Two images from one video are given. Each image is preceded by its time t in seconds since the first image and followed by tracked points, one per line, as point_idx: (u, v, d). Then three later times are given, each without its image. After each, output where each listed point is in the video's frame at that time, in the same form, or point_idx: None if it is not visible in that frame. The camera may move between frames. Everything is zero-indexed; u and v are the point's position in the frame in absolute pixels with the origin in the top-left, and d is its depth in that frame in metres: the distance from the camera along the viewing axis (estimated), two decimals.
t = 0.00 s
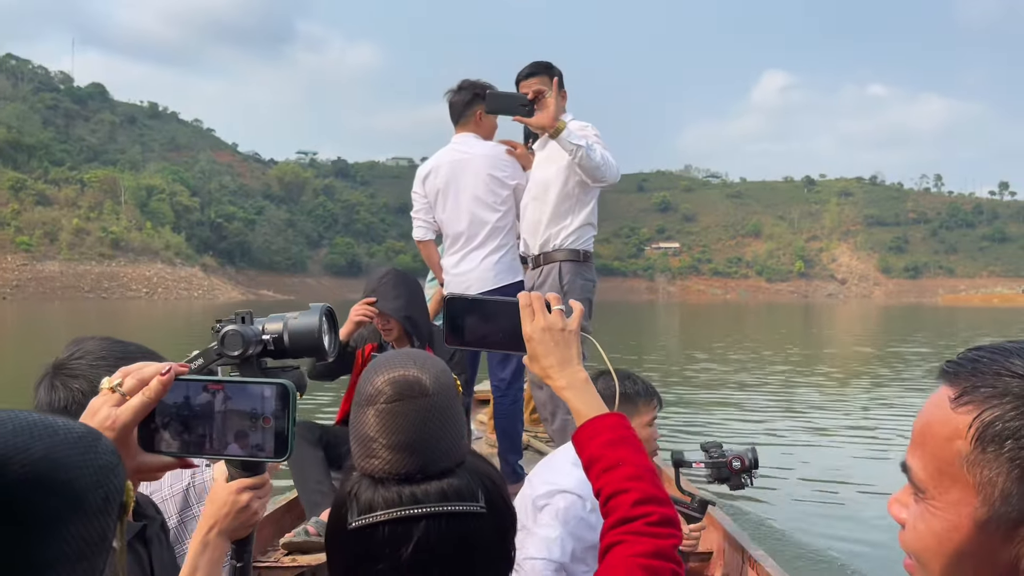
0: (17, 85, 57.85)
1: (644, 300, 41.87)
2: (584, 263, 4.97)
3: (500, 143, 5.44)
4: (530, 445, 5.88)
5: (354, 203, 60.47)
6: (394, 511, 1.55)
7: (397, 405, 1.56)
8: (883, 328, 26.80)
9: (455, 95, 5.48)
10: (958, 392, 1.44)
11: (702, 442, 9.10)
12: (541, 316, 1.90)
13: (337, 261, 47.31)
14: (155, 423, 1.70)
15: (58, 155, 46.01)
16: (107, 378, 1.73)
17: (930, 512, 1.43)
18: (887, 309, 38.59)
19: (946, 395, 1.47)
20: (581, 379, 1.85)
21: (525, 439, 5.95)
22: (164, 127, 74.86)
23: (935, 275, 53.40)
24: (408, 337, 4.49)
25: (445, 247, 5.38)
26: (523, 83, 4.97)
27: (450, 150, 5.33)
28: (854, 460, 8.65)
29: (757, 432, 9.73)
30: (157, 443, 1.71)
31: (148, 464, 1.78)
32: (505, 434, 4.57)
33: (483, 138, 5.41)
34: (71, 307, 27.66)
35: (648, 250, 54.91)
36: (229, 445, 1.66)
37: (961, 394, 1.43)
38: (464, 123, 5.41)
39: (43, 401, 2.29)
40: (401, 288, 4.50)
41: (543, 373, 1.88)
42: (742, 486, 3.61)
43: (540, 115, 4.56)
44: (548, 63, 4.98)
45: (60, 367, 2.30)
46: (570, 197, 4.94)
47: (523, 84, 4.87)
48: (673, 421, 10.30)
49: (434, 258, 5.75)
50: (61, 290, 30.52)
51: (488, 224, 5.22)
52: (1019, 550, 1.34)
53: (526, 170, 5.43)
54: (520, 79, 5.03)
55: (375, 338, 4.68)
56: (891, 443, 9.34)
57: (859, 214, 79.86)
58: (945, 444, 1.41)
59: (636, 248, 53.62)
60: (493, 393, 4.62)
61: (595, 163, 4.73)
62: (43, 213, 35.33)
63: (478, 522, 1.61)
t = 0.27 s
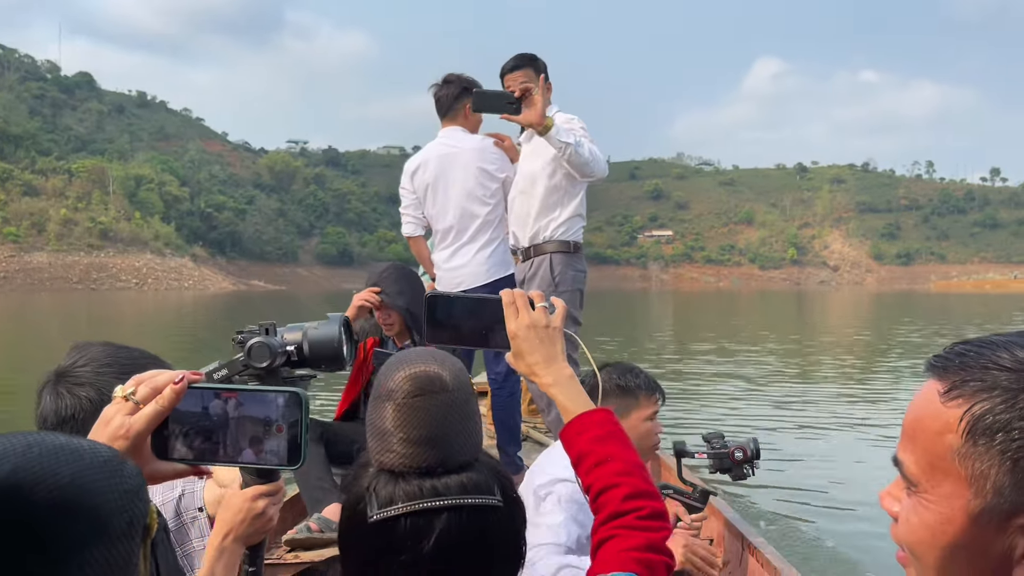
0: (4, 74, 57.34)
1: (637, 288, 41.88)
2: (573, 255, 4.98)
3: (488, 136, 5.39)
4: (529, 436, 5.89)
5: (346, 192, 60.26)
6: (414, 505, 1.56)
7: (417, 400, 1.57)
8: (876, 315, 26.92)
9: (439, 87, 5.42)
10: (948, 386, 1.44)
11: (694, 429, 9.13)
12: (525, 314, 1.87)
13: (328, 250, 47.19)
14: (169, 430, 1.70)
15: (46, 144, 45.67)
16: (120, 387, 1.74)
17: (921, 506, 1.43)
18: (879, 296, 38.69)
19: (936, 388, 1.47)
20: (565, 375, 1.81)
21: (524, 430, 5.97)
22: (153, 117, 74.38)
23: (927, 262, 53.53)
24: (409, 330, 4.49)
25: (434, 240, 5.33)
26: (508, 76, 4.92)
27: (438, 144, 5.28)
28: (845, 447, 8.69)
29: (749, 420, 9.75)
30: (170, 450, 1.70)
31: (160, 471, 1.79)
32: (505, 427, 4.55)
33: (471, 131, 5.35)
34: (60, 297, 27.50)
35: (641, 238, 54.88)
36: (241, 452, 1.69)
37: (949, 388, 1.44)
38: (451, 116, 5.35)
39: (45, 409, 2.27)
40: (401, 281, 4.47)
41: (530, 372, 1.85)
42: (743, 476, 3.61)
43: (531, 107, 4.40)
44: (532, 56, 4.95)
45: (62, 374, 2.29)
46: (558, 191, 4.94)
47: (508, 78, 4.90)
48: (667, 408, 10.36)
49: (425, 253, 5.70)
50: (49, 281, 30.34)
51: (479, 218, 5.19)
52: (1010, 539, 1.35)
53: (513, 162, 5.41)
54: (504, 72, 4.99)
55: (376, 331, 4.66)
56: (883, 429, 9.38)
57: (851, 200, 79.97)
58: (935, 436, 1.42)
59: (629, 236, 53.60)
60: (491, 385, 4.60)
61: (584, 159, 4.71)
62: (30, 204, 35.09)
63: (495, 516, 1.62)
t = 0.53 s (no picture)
0: None
1: (630, 278, 41.97)
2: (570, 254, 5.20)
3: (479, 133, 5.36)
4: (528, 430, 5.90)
5: (338, 183, 60.17)
6: (456, 506, 1.54)
7: (471, 400, 1.57)
8: (868, 304, 27.10)
9: (429, 83, 5.37)
10: (944, 391, 1.45)
11: (688, 420, 9.16)
12: (514, 321, 1.89)
13: (321, 242, 47.12)
14: (184, 443, 1.71)
15: (34, 136, 45.44)
16: (135, 401, 1.75)
17: (919, 509, 1.44)
18: (871, 285, 38.80)
19: (930, 393, 1.48)
20: (554, 384, 1.86)
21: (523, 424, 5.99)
22: (143, 108, 74.09)
23: (920, 250, 53.74)
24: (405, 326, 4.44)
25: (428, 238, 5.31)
26: (497, 76, 4.92)
27: (429, 140, 5.24)
28: (838, 436, 8.72)
29: (742, 410, 9.78)
30: (185, 462, 1.72)
31: (176, 483, 1.75)
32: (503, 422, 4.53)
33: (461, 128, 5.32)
34: (50, 290, 27.42)
35: (634, 228, 54.92)
36: (255, 464, 1.70)
37: (947, 393, 1.44)
38: (441, 112, 5.31)
39: (54, 415, 2.24)
40: (400, 277, 4.44)
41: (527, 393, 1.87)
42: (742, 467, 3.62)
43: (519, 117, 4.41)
44: (523, 53, 4.94)
45: (70, 382, 2.28)
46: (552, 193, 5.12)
47: (497, 79, 4.93)
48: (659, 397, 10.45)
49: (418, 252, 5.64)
50: (39, 274, 30.25)
51: (472, 215, 5.16)
52: (1008, 543, 1.36)
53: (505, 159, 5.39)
54: (493, 70, 4.97)
55: (377, 329, 4.65)
56: (876, 419, 9.41)
57: (844, 189, 80.14)
58: (934, 443, 1.42)
59: (622, 227, 53.64)
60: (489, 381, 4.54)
61: (576, 162, 4.76)
62: (19, 196, 34.92)
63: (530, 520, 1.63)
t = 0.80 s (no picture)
0: None
1: (625, 270, 42.02)
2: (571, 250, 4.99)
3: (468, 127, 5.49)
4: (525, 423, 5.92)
5: (331, 175, 60.05)
6: (484, 502, 1.53)
7: (515, 396, 1.57)
8: (861, 296, 27.18)
9: (419, 82, 5.53)
10: (946, 392, 1.42)
11: (682, 412, 9.15)
12: (498, 319, 2.02)
13: (314, 235, 47.05)
14: (184, 443, 1.69)
15: (24, 129, 45.22)
16: (135, 402, 1.73)
17: (920, 510, 1.42)
18: (865, 276, 38.90)
19: (932, 391, 1.46)
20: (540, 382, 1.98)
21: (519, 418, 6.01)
22: (134, 101, 73.77)
23: (914, 241, 53.88)
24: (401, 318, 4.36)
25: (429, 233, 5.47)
26: (495, 70, 4.91)
27: (420, 137, 5.41)
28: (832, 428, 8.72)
29: (737, 402, 9.79)
30: (185, 464, 1.70)
31: (175, 485, 1.72)
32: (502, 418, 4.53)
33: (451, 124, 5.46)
34: (42, 284, 27.29)
35: (628, 220, 54.90)
36: (255, 464, 1.69)
37: (949, 395, 1.41)
38: (429, 109, 5.47)
39: (56, 415, 2.21)
40: (397, 271, 4.43)
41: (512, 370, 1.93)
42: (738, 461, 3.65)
43: (514, 121, 4.38)
44: (520, 45, 4.90)
45: (71, 382, 2.24)
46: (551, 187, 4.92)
47: (496, 73, 4.91)
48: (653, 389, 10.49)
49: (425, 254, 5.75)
50: (30, 268, 30.16)
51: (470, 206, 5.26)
52: (1007, 545, 1.35)
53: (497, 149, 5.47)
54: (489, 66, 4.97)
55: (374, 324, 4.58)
56: (870, 411, 9.41)
57: (838, 180, 80.26)
58: (937, 444, 1.40)
59: (616, 219, 53.69)
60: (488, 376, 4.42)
61: (573, 163, 4.66)
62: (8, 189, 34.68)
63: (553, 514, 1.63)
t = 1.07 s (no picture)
0: None
1: (621, 263, 42.02)
2: (573, 249, 4.97)
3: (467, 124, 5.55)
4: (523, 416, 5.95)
5: (325, 169, 59.94)
6: (505, 496, 1.54)
7: (526, 394, 1.61)
8: (857, 289, 27.24)
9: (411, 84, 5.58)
10: (934, 399, 1.41)
11: (676, 406, 9.14)
12: (474, 318, 2.05)
13: (309, 229, 46.97)
14: (175, 440, 1.70)
15: (16, 123, 45.04)
16: (124, 400, 1.72)
17: (907, 516, 1.42)
18: (861, 270, 38.93)
19: (920, 398, 1.45)
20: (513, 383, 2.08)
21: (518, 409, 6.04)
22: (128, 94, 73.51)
23: (909, 235, 53.96)
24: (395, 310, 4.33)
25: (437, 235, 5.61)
26: (496, 65, 4.92)
27: (415, 142, 5.47)
28: (826, 421, 8.73)
29: (731, 395, 9.83)
30: (174, 459, 1.71)
31: (166, 480, 1.71)
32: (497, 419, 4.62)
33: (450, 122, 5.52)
34: (33, 279, 27.15)
35: (624, 213, 54.88)
36: (242, 459, 1.68)
37: (935, 403, 1.40)
38: (422, 110, 5.52)
39: (57, 412, 2.17)
40: (395, 268, 4.40)
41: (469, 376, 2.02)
42: (730, 457, 3.67)
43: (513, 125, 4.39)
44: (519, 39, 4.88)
45: (70, 378, 2.22)
46: (552, 183, 4.94)
47: (498, 69, 4.92)
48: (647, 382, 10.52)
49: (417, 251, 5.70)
50: (22, 263, 30.06)
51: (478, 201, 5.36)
52: (990, 552, 1.33)
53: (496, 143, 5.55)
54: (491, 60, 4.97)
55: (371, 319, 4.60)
56: (863, 404, 9.41)
57: (834, 173, 80.31)
58: (918, 448, 1.39)
59: (612, 212, 53.70)
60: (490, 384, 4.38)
61: (573, 165, 4.63)
62: None
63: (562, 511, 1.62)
